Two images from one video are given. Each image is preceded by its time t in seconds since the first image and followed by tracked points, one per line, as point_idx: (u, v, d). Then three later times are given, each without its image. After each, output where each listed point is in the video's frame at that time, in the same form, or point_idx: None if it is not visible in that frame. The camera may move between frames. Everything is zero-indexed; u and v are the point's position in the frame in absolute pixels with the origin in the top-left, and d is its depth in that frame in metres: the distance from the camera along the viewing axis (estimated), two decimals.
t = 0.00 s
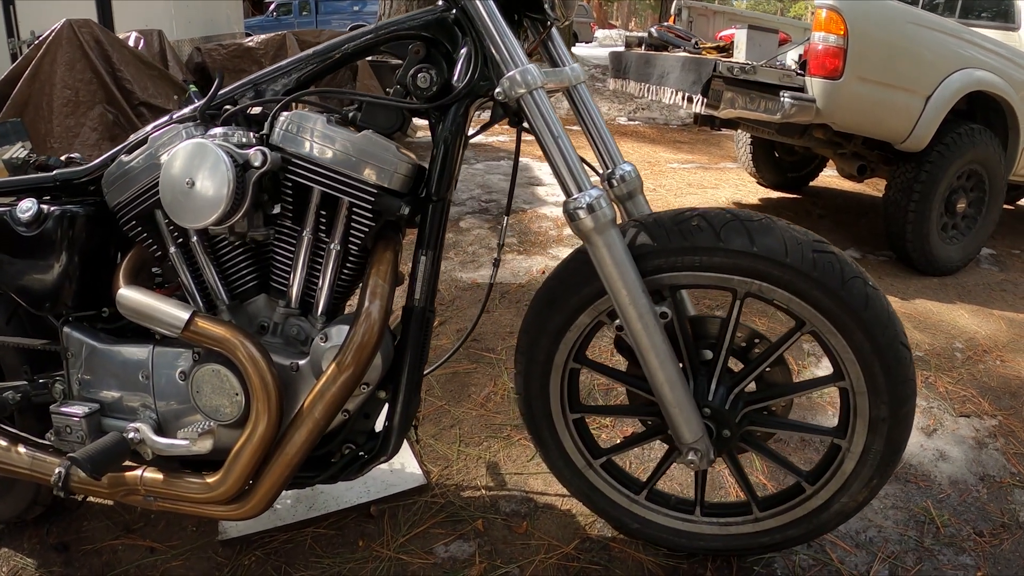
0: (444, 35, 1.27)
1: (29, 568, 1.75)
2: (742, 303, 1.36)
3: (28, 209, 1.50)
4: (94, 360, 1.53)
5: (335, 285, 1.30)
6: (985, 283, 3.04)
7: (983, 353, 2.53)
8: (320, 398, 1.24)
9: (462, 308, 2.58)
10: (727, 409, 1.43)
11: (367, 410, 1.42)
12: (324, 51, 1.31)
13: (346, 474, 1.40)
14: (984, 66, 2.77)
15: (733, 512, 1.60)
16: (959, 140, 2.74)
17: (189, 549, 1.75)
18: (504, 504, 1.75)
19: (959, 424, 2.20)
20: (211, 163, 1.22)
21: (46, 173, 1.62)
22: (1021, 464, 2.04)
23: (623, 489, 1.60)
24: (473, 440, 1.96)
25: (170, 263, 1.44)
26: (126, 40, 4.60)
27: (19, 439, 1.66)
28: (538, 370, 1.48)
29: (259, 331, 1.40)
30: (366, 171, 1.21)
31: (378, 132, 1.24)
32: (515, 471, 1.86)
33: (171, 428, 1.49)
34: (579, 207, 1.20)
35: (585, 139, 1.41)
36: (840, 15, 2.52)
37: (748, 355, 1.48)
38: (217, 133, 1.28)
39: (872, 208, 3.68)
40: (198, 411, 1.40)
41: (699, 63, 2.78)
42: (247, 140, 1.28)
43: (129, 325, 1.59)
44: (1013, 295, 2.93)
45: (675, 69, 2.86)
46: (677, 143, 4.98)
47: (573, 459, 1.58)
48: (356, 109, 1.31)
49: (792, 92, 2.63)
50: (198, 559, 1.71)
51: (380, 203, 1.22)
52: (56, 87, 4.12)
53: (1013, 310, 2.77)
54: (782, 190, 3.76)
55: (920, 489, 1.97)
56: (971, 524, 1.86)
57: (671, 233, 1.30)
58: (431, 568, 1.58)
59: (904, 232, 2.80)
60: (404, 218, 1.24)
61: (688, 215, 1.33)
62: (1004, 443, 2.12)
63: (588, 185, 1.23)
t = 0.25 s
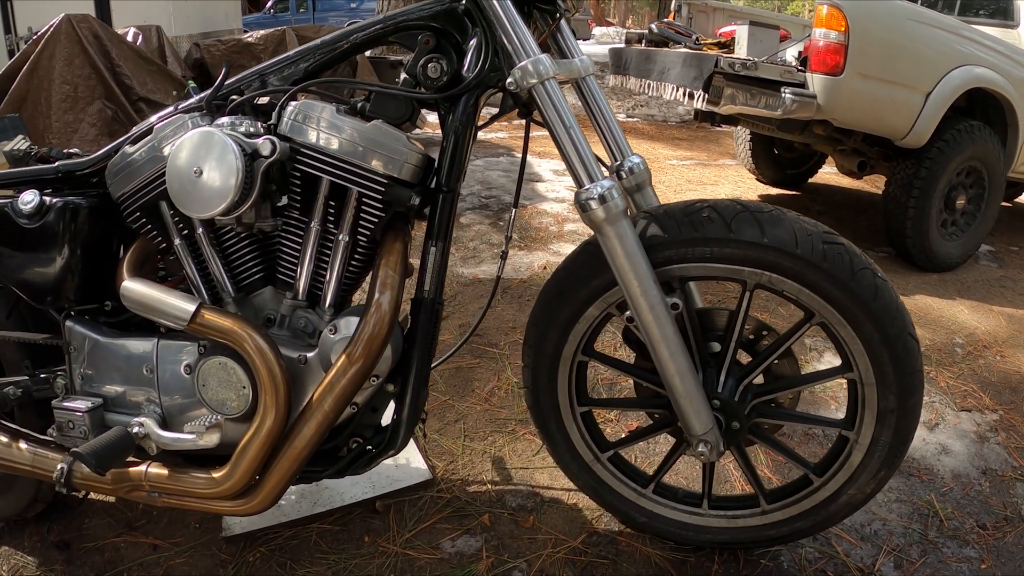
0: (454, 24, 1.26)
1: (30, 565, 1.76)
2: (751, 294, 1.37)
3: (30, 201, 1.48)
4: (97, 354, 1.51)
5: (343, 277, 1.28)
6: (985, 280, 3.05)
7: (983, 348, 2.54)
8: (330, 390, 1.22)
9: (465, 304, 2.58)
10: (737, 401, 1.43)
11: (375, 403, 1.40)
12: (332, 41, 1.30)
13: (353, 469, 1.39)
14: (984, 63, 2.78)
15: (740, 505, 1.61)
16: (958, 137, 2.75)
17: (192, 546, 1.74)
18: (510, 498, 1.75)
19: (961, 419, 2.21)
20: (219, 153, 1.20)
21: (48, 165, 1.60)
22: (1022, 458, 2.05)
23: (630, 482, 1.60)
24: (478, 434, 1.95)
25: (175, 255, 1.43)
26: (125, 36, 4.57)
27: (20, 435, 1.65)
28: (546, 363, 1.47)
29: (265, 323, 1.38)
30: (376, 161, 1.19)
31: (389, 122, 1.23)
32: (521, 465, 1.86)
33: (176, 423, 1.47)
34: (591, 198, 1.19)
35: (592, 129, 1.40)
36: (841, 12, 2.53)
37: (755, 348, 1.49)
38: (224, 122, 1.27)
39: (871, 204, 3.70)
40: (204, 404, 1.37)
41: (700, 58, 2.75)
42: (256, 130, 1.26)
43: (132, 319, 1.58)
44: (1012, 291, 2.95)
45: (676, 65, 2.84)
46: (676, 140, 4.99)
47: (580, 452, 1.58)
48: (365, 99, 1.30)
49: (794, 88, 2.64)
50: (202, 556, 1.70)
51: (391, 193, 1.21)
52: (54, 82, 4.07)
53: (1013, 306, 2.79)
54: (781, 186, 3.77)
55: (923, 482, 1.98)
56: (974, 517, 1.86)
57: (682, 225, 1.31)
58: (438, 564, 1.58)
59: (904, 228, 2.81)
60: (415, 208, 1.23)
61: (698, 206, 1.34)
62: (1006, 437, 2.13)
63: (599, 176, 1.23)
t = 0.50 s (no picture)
0: (464, 15, 1.26)
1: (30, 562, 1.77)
2: (761, 286, 1.38)
3: (32, 192, 1.46)
4: (99, 349, 1.50)
5: (352, 268, 1.27)
6: (983, 276, 3.07)
7: (983, 344, 2.56)
8: (340, 383, 1.19)
9: (467, 299, 2.57)
10: (746, 393, 1.43)
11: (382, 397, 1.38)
12: (341, 31, 1.29)
13: (361, 463, 1.37)
14: (984, 60, 2.78)
15: (747, 497, 1.60)
16: (958, 133, 2.76)
17: (196, 543, 1.74)
18: (516, 493, 1.74)
19: (962, 414, 2.21)
20: (226, 143, 1.18)
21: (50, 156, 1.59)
22: None
23: (637, 476, 1.60)
24: (483, 429, 1.95)
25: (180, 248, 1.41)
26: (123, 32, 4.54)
27: (21, 432, 1.64)
28: (554, 356, 1.47)
29: (271, 317, 1.36)
30: (385, 152, 1.18)
31: (399, 113, 1.23)
32: (526, 460, 1.85)
33: (181, 418, 1.46)
34: (603, 188, 1.19)
35: (602, 124, 1.37)
36: (842, 9, 2.54)
37: (763, 340, 1.50)
38: (232, 111, 1.25)
39: (870, 201, 3.71)
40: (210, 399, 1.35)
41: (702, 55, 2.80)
42: (263, 120, 1.25)
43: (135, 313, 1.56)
44: (1011, 287, 2.96)
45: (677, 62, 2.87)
46: (675, 137, 4.99)
47: (588, 446, 1.57)
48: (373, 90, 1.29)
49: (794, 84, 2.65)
50: (205, 553, 1.69)
51: (401, 183, 1.19)
52: (53, 78, 4.06)
53: (1012, 302, 2.80)
54: (779, 183, 3.80)
55: (927, 476, 1.98)
56: (977, 510, 1.86)
57: (693, 216, 1.32)
58: (445, 559, 1.57)
59: (903, 224, 2.82)
60: (425, 198, 1.22)
61: (708, 198, 1.35)
62: (1007, 432, 2.13)
63: (611, 167, 1.22)
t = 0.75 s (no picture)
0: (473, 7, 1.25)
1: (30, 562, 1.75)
2: (769, 279, 1.39)
3: (33, 184, 1.44)
4: (102, 344, 1.48)
5: (360, 260, 1.26)
6: (982, 272, 3.09)
7: (982, 339, 2.57)
8: (350, 376, 1.17)
9: (469, 295, 2.56)
10: (753, 385, 1.44)
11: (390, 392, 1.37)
12: (349, 22, 1.29)
13: (368, 459, 1.36)
14: (983, 58, 2.80)
15: (754, 491, 1.61)
16: (956, 130, 2.77)
17: (199, 542, 1.73)
18: (522, 488, 1.74)
19: (963, 408, 2.22)
20: (234, 133, 1.17)
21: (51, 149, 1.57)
22: None
23: (644, 470, 1.60)
24: (487, 425, 1.94)
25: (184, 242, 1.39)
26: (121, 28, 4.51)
27: (22, 429, 1.62)
28: (561, 350, 1.46)
29: (277, 311, 1.35)
30: (395, 143, 1.16)
31: (408, 104, 1.22)
32: (532, 455, 1.84)
33: (185, 414, 1.44)
34: (613, 180, 1.19)
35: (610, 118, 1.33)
36: (842, 5, 2.54)
37: (770, 333, 1.51)
38: (239, 101, 1.24)
39: (867, 197, 3.73)
40: (215, 394, 1.33)
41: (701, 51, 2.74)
42: (271, 111, 1.24)
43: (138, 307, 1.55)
44: (1008, 283, 2.98)
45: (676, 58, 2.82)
46: (672, 134, 5.00)
47: (595, 441, 1.57)
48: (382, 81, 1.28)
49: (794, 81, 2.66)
50: (209, 551, 1.68)
51: (410, 175, 1.18)
52: (50, 75, 4.03)
53: (1010, 298, 2.82)
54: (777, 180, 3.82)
55: (930, 470, 1.99)
56: (979, 503, 1.87)
57: (703, 209, 1.32)
58: (452, 555, 1.56)
59: (902, 221, 2.83)
60: (434, 190, 1.21)
61: (718, 191, 1.36)
62: (1008, 426, 2.14)
63: (621, 159, 1.22)
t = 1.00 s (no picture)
0: None
1: (31, 562, 1.74)
2: (777, 271, 1.40)
3: (37, 177, 1.43)
4: (105, 340, 1.47)
5: (369, 253, 1.25)
6: (979, 269, 3.11)
7: (981, 335, 2.59)
8: (361, 369, 1.15)
9: (472, 291, 2.56)
10: (761, 377, 1.45)
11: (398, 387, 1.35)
12: (358, 13, 1.28)
13: (376, 455, 1.34)
14: (981, 55, 2.82)
15: (760, 484, 1.61)
16: (954, 127, 2.79)
17: (203, 540, 1.72)
18: (528, 484, 1.74)
19: (964, 403, 2.24)
20: (243, 124, 1.16)
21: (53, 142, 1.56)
22: None
23: (651, 464, 1.60)
24: (492, 421, 1.94)
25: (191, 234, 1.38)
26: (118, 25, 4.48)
27: (23, 427, 1.61)
28: (569, 344, 1.47)
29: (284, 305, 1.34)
30: (406, 135, 1.15)
31: (418, 95, 1.21)
32: (537, 450, 1.84)
33: (191, 410, 1.43)
34: (624, 173, 1.19)
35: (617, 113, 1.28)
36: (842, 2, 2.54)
37: (777, 326, 1.51)
38: (248, 93, 1.23)
39: (865, 194, 3.75)
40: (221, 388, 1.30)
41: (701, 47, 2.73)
42: (280, 103, 1.23)
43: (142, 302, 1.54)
44: (1006, 280, 3.01)
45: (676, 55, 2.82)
46: (670, 132, 5.02)
47: (602, 435, 1.57)
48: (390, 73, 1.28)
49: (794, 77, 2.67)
50: (213, 550, 1.67)
51: (421, 167, 1.17)
52: (48, 71, 4.00)
53: (1008, 294, 2.84)
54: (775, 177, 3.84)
55: (932, 463, 2.00)
56: (981, 496, 1.88)
57: (713, 202, 1.33)
58: (459, 551, 1.56)
59: (901, 217, 2.85)
60: (445, 182, 1.20)
61: (727, 183, 1.37)
62: (1008, 420, 2.16)
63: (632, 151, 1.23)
